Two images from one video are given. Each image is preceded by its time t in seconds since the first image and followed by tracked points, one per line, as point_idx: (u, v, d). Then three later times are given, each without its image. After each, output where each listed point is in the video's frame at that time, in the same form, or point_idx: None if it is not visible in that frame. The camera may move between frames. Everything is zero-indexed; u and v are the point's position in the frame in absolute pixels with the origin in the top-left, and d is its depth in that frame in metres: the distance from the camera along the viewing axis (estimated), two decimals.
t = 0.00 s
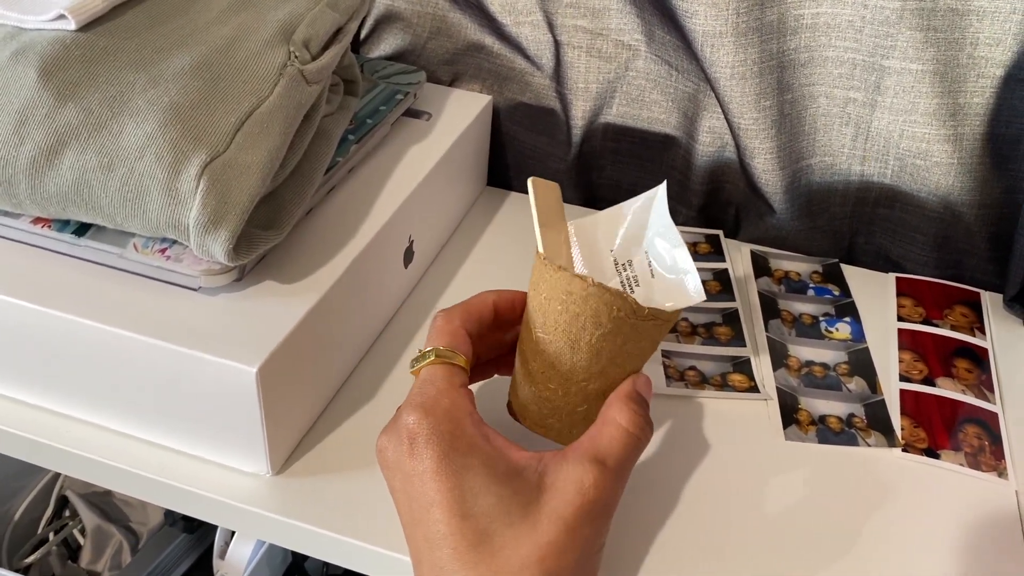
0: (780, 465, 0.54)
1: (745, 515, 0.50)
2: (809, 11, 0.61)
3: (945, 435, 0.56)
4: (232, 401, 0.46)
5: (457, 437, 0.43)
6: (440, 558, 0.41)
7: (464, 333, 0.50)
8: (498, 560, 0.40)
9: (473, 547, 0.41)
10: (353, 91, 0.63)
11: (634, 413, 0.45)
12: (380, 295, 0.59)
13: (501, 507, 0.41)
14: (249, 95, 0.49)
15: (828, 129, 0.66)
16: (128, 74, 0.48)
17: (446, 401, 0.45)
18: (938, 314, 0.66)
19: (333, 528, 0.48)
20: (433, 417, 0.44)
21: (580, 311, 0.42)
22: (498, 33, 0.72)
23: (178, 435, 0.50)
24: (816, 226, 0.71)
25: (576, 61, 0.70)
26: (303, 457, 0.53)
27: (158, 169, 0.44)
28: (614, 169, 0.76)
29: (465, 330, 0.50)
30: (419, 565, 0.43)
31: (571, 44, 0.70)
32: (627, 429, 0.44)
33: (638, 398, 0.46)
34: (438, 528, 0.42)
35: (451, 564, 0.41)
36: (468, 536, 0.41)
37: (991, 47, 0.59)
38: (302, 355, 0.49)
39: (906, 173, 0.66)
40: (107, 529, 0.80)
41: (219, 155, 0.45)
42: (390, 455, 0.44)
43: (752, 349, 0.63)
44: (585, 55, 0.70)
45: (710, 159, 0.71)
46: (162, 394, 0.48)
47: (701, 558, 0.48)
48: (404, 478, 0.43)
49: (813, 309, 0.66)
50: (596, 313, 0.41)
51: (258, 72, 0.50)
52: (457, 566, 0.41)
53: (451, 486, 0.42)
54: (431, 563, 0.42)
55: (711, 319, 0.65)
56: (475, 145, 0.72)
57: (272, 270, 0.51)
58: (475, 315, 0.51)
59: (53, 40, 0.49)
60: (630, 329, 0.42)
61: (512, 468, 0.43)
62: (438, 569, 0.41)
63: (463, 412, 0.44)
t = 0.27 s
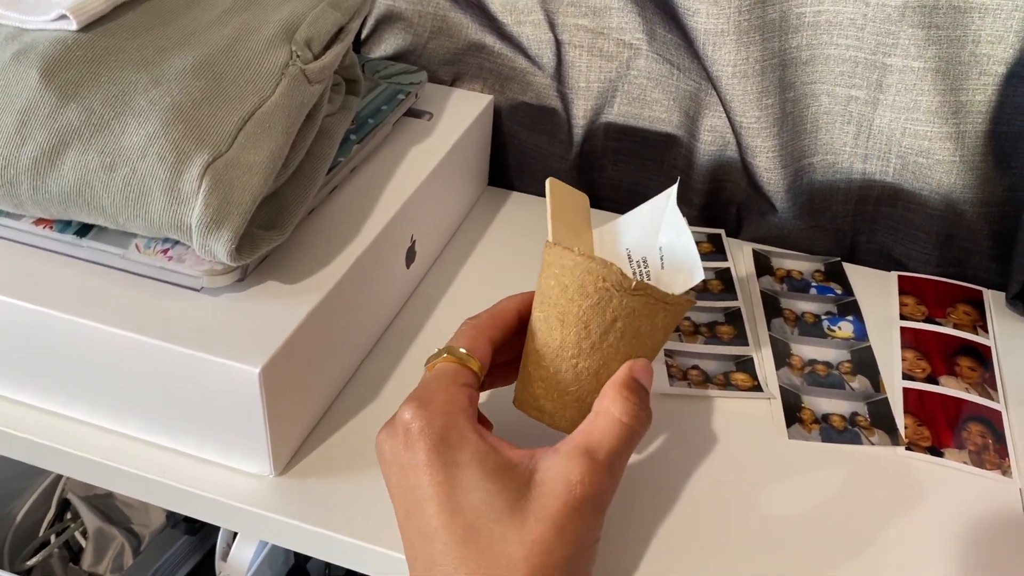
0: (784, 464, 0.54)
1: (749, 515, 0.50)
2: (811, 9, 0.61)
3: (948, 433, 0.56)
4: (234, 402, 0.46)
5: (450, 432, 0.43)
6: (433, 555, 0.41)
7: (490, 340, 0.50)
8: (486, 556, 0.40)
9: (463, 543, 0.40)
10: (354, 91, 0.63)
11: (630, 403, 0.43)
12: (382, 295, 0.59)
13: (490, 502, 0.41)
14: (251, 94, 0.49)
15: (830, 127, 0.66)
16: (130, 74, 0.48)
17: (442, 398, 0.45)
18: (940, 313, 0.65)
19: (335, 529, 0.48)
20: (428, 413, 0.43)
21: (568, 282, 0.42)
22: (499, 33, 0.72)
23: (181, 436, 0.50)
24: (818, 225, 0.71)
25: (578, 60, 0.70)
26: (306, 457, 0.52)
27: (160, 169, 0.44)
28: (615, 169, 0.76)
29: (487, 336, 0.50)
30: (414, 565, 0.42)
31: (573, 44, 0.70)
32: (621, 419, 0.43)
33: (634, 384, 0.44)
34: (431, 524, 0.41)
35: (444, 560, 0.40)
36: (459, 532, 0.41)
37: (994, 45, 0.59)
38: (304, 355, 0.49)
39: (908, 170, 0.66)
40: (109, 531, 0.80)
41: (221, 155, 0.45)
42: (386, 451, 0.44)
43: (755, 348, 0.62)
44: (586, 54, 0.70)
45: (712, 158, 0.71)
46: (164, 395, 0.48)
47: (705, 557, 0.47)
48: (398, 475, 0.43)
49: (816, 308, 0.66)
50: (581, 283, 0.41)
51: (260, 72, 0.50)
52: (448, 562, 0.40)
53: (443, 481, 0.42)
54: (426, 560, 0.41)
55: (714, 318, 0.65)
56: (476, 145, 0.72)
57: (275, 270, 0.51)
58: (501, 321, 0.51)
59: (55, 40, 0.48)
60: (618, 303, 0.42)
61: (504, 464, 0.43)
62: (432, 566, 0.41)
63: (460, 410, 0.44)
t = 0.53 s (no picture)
0: (780, 469, 0.54)
1: (744, 520, 0.50)
2: (805, 12, 0.61)
3: (945, 437, 0.56)
4: (225, 408, 0.46)
5: (428, 437, 0.42)
6: (415, 561, 0.41)
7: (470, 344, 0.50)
8: (465, 560, 0.40)
9: (443, 550, 0.40)
10: (348, 95, 0.62)
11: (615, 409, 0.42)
12: (376, 300, 0.59)
13: (468, 509, 0.40)
14: (242, 99, 0.49)
15: (825, 130, 0.66)
16: (121, 80, 0.48)
17: (420, 403, 0.44)
18: (936, 316, 0.65)
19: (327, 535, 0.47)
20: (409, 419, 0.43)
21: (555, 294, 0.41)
22: (494, 37, 0.72)
23: (172, 443, 0.50)
24: (813, 228, 0.71)
25: (572, 63, 0.70)
26: (299, 463, 0.52)
27: (151, 174, 0.44)
28: (611, 172, 0.76)
29: (468, 338, 0.50)
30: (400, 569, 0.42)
31: (567, 47, 0.69)
32: (605, 425, 0.42)
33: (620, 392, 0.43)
34: (412, 531, 0.41)
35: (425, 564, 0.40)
36: (437, 539, 0.40)
37: (988, 47, 0.59)
38: (297, 360, 0.49)
39: (903, 173, 0.66)
40: (103, 537, 0.80)
41: (213, 160, 0.45)
42: (371, 458, 0.44)
43: (750, 352, 0.62)
44: (580, 58, 0.70)
45: (707, 161, 0.71)
46: (155, 401, 0.48)
47: (700, 563, 0.47)
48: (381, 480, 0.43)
49: (812, 311, 0.66)
50: (567, 296, 0.40)
51: (252, 77, 0.50)
52: (430, 566, 0.40)
53: (423, 486, 0.41)
54: (409, 564, 0.41)
55: (709, 322, 0.65)
56: (471, 149, 0.72)
57: (267, 275, 0.51)
58: (483, 324, 0.51)
59: (46, 46, 0.48)
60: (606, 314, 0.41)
61: (484, 467, 0.42)
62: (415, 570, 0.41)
63: (442, 416, 0.44)
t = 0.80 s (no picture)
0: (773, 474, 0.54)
1: (737, 524, 0.50)
2: (798, 19, 0.61)
3: (936, 441, 0.56)
4: (221, 413, 0.46)
5: (412, 435, 0.43)
6: (394, 554, 0.41)
7: (451, 338, 0.49)
8: (439, 552, 0.40)
9: (418, 541, 0.40)
10: (344, 102, 0.63)
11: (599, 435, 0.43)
12: (372, 305, 0.59)
13: (445, 500, 0.41)
14: (239, 107, 0.49)
15: (817, 137, 0.67)
16: (118, 88, 0.48)
17: (404, 404, 0.45)
18: (929, 320, 0.66)
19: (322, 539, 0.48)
20: (394, 416, 0.44)
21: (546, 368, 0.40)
22: (489, 44, 0.73)
23: (169, 447, 0.50)
24: (807, 233, 0.72)
25: (567, 70, 0.71)
26: (295, 467, 0.53)
27: (148, 182, 0.45)
28: (606, 178, 0.76)
29: (451, 330, 0.49)
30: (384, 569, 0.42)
31: (562, 54, 0.70)
32: (586, 441, 0.42)
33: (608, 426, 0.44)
34: (391, 525, 0.41)
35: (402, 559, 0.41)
36: (413, 529, 0.41)
37: (979, 54, 0.59)
38: (293, 365, 0.49)
39: (895, 179, 0.66)
40: (101, 540, 0.80)
41: (209, 168, 0.46)
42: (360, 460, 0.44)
43: (744, 356, 0.63)
44: (575, 65, 0.70)
45: (702, 168, 0.71)
46: (152, 406, 0.48)
47: (693, 567, 0.48)
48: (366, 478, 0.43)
49: (805, 316, 0.67)
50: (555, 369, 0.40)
51: (249, 85, 0.50)
52: (407, 561, 0.40)
53: (403, 479, 0.42)
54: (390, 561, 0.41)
55: (703, 326, 0.65)
56: (467, 155, 0.73)
57: (264, 281, 0.51)
58: (465, 318, 0.50)
59: (45, 55, 0.49)
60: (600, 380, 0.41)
61: (465, 465, 0.42)
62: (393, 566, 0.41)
63: (428, 414, 0.44)
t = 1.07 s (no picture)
0: (768, 477, 0.54)
1: (732, 527, 0.50)
2: (792, 22, 0.62)
3: (932, 443, 0.56)
4: (215, 416, 0.46)
5: (395, 436, 0.43)
6: (378, 557, 0.41)
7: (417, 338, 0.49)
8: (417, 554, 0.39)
9: (398, 542, 0.40)
10: (339, 106, 0.63)
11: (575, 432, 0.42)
12: (367, 308, 0.59)
13: (424, 500, 0.41)
14: (232, 110, 0.49)
15: (812, 139, 0.67)
16: (112, 91, 0.48)
17: (390, 404, 0.45)
18: (924, 323, 0.66)
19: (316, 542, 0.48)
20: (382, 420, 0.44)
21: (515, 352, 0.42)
22: (484, 48, 0.73)
23: (163, 451, 0.50)
24: (802, 235, 0.72)
25: (562, 74, 0.71)
26: (289, 470, 0.52)
27: (141, 185, 0.45)
28: (601, 181, 0.76)
29: (412, 327, 0.49)
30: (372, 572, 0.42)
31: (557, 58, 0.70)
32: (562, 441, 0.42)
33: (587, 419, 0.42)
34: (373, 525, 0.41)
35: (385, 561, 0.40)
36: (394, 530, 0.40)
37: (973, 57, 0.59)
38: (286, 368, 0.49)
39: (890, 182, 0.66)
40: (95, 545, 0.80)
41: (203, 170, 0.46)
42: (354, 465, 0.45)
43: (739, 359, 0.63)
44: (570, 68, 0.70)
45: (697, 170, 0.72)
46: (145, 409, 0.48)
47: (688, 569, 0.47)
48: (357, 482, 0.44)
49: (800, 319, 0.67)
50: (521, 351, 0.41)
51: (243, 88, 0.50)
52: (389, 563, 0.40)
53: (387, 482, 0.42)
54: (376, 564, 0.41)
55: (699, 329, 0.65)
56: (462, 159, 0.73)
57: (258, 285, 0.51)
58: (425, 317, 0.50)
59: (39, 58, 0.49)
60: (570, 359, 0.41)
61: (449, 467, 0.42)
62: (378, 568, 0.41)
63: (417, 416, 0.44)
